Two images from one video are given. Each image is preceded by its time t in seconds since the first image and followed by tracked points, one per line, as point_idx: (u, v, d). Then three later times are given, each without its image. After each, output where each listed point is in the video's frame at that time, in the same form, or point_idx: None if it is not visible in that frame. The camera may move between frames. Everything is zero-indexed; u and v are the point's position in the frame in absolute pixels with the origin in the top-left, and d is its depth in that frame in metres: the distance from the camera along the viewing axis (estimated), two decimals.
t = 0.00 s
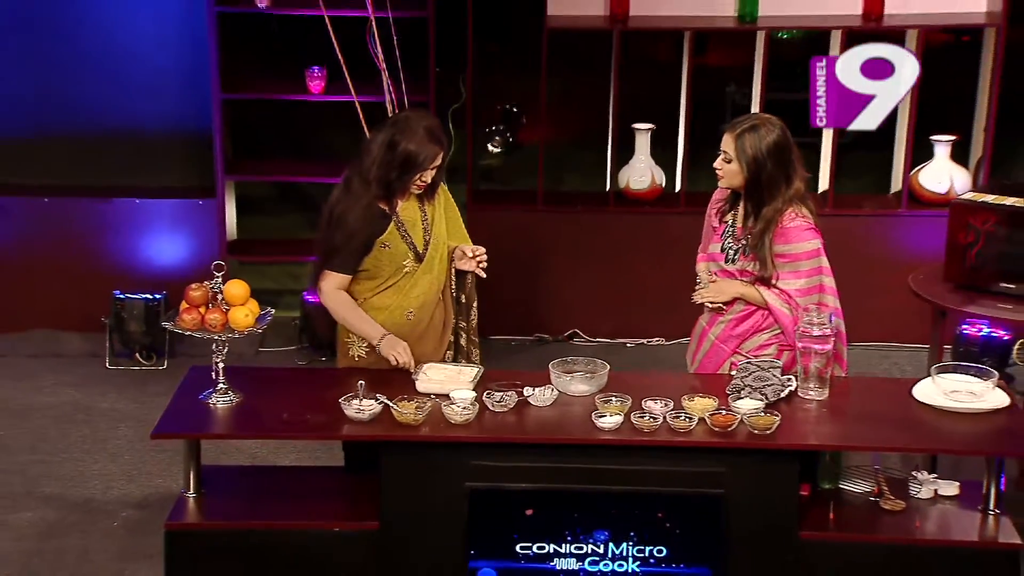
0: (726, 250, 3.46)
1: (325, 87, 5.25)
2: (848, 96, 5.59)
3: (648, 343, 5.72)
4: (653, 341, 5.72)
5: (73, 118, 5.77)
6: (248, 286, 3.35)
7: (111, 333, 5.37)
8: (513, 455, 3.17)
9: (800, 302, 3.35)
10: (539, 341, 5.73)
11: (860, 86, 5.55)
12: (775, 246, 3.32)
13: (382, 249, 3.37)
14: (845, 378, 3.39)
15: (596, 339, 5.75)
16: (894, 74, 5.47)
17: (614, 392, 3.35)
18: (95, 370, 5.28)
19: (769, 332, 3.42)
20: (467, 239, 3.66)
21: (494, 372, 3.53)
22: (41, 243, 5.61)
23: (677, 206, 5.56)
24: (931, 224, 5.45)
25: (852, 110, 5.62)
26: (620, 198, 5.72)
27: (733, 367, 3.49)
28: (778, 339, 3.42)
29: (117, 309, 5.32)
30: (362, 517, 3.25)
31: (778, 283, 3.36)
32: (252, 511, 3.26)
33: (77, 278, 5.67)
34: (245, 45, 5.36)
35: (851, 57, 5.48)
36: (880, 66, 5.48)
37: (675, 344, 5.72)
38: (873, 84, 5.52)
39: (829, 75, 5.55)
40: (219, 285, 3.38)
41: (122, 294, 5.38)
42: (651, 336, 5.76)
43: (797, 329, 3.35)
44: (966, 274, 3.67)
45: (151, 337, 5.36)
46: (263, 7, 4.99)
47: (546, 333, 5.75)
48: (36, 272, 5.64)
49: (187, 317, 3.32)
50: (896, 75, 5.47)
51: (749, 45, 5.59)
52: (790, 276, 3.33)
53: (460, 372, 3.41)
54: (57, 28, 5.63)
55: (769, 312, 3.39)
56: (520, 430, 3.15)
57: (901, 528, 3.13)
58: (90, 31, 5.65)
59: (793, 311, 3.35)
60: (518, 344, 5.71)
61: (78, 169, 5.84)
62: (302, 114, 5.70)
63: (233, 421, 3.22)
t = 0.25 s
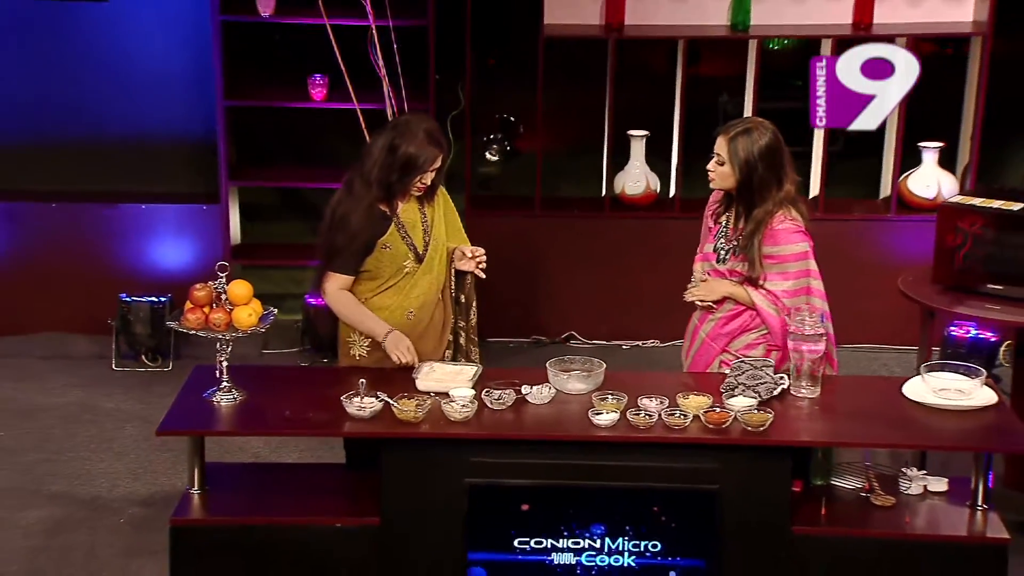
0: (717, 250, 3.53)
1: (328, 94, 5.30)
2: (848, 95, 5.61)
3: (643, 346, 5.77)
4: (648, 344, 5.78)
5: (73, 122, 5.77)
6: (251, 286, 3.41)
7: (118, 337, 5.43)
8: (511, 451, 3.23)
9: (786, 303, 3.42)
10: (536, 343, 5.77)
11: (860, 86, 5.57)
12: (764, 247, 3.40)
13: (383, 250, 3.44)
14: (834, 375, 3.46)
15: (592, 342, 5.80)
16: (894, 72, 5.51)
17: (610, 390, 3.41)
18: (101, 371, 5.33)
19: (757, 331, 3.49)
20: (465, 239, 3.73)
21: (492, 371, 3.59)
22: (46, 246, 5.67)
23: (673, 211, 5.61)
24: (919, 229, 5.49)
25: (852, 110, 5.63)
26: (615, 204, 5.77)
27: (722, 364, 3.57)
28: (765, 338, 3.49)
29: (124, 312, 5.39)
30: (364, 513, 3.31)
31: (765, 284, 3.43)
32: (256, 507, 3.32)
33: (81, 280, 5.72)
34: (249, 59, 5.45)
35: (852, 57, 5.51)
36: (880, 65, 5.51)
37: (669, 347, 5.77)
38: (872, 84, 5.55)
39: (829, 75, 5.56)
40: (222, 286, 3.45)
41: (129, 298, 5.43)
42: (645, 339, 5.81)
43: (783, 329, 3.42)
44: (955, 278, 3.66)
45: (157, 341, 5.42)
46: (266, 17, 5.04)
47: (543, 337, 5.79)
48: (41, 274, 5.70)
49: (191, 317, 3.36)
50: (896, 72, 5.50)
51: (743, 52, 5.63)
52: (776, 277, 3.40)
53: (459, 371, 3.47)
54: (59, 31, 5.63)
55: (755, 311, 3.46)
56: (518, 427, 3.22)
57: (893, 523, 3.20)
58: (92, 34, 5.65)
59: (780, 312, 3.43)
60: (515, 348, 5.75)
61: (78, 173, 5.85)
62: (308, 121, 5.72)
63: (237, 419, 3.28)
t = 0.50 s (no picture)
0: (710, 249, 3.62)
1: (329, 102, 5.38)
2: (848, 95, 5.57)
3: (636, 347, 5.78)
4: (643, 345, 5.80)
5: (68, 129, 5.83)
6: (254, 285, 3.48)
7: (124, 339, 5.49)
8: (508, 447, 3.29)
9: (767, 305, 3.49)
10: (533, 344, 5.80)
11: (861, 86, 5.53)
12: (749, 250, 3.46)
13: (385, 250, 3.52)
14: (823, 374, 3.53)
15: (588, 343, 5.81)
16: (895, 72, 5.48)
17: (607, 387, 3.48)
18: (107, 373, 5.41)
19: (739, 331, 3.57)
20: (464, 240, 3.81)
21: (491, 370, 3.66)
22: (45, 252, 5.70)
23: (668, 216, 5.65)
24: (904, 234, 5.55)
25: (853, 109, 5.60)
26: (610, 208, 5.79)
27: (708, 361, 3.65)
28: (746, 339, 3.57)
29: (130, 314, 5.44)
30: (365, 508, 3.38)
31: (747, 285, 3.51)
32: (260, 502, 3.39)
33: (83, 283, 5.76)
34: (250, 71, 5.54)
35: (852, 57, 5.45)
36: (881, 65, 5.47)
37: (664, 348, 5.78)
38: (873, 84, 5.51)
39: (829, 75, 5.53)
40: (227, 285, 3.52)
41: (136, 300, 5.49)
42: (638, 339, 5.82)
43: (763, 331, 3.50)
44: (944, 279, 3.70)
45: (163, 343, 5.49)
46: (269, 26, 5.13)
47: (540, 338, 5.81)
48: (42, 281, 5.74)
49: (197, 316, 3.44)
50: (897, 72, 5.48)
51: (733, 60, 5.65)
52: (758, 279, 3.47)
53: (458, 369, 3.55)
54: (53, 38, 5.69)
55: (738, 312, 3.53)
56: (516, 423, 3.29)
57: (882, 518, 3.27)
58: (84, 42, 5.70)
59: (761, 313, 3.50)
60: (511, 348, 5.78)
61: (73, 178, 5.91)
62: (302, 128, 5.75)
63: (241, 415, 3.35)
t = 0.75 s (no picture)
0: (702, 250, 3.70)
1: (332, 108, 5.46)
2: (849, 95, 5.77)
3: (630, 348, 5.85)
4: (638, 345, 5.86)
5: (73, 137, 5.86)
6: (258, 284, 3.54)
7: (131, 340, 5.58)
8: (507, 443, 3.35)
9: (758, 304, 3.56)
10: (531, 346, 5.87)
11: (861, 86, 5.74)
12: (738, 250, 3.54)
13: (389, 250, 3.61)
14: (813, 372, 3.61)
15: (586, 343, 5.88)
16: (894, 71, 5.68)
17: (604, 385, 3.56)
18: (117, 372, 5.53)
19: (733, 329, 3.65)
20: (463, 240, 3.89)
21: (490, 369, 3.73)
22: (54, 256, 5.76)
23: (663, 219, 5.71)
24: (896, 238, 5.62)
25: (853, 109, 5.79)
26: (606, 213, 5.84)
27: (701, 359, 3.75)
28: (740, 337, 3.65)
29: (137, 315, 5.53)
30: (367, 503, 3.44)
31: (737, 285, 3.58)
32: (263, 497, 3.46)
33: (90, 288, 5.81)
34: (256, 80, 5.64)
35: (852, 57, 5.67)
36: (881, 65, 5.68)
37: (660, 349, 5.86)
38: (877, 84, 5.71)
39: (829, 75, 5.73)
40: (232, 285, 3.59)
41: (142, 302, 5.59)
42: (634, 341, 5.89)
43: (756, 329, 3.57)
44: (932, 279, 3.78)
45: (168, 344, 5.59)
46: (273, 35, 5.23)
47: (538, 340, 5.88)
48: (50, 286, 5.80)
49: (202, 314, 3.50)
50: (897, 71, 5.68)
51: (726, 69, 5.76)
52: (748, 278, 3.54)
53: (459, 368, 3.62)
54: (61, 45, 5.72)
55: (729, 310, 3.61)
56: (515, 419, 3.36)
57: (873, 512, 3.34)
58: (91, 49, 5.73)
59: (752, 312, 3.57)
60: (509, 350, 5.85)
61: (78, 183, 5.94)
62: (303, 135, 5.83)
63: (245, 412, 3.42)
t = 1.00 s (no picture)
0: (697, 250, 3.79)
1: (334, 115, 5.55)
2: (848, 95, 5.77)
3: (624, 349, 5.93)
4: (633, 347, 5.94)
5: (77, 142, 5.91)
6: (262, 284, 3.61)
7: (138, 340, 5.64)
8: (505, 439, 3.42)
9: (749, 302, 3.64)
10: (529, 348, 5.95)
11: (861, 86, 5.76)
12: (731, 249, 3.63)
13: (393, 251, 3.71)
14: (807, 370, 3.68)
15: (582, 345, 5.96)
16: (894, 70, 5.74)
17: (601, 382, 3.63)
18: (120, 375, 5.60)
19: (727, 328, 3.73)
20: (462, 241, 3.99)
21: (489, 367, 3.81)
22: (63, 257, 5.85)
23: (658, 223, 5.80)
24: (886, 242, 5.71)
25: (853, 108, 5.81)
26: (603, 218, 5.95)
27: (698, 357, 3.82)
28: (733, 335, 3.73)
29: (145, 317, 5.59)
30: (368, 498, 3.51)
31: (729, 283, 3.67)
32: (267, 492, 3.53)
33: (98, 289, 5.90)
34: (261, 89, 5.74)
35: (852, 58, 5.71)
36: (881, 65, 5.74)
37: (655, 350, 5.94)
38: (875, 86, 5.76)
39: (829, 75, 5.66)
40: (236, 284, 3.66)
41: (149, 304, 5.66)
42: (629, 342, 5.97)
43: (748, 327, 3.66)
44: (922, 280, 3.88)
45: (176, 344, 5.65)
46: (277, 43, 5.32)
47: (536, 341, 5.96)
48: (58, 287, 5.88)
49: (207, 313, 3.57)
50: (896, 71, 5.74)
51: (720, 76, 5.82)
52: (739, 277, 3.62)
53: (458, 366, 3.70)
54: (68, 52, 5.78)
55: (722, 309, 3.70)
56: (514, 416, 3.42)
57: (864, 506, 3.42)
58: (97, 55, 5.80)
59: (743, 310, 3.65)
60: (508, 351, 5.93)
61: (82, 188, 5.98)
62: (303, 141, 5.91)
63: (250, 409, 3.48)
